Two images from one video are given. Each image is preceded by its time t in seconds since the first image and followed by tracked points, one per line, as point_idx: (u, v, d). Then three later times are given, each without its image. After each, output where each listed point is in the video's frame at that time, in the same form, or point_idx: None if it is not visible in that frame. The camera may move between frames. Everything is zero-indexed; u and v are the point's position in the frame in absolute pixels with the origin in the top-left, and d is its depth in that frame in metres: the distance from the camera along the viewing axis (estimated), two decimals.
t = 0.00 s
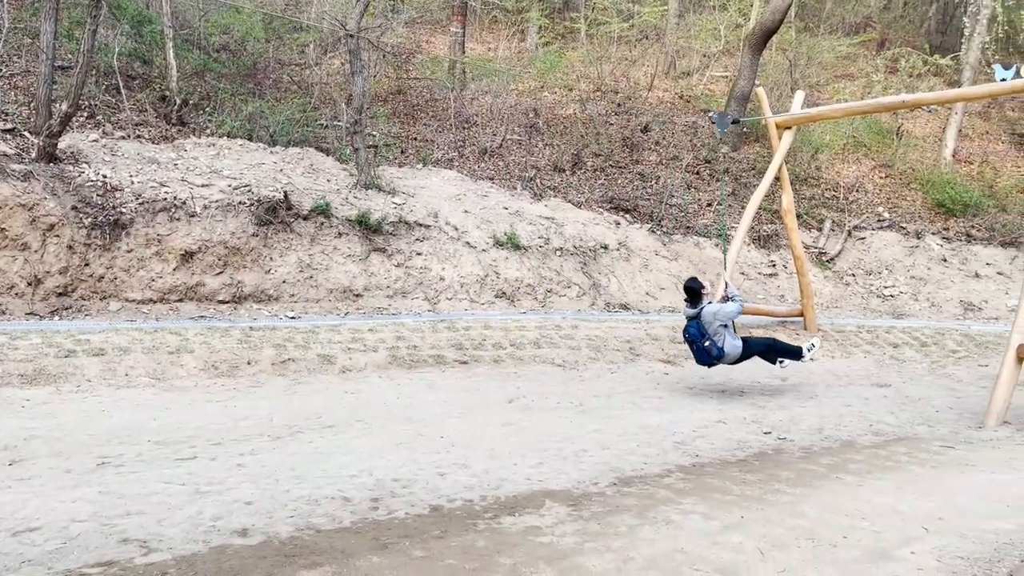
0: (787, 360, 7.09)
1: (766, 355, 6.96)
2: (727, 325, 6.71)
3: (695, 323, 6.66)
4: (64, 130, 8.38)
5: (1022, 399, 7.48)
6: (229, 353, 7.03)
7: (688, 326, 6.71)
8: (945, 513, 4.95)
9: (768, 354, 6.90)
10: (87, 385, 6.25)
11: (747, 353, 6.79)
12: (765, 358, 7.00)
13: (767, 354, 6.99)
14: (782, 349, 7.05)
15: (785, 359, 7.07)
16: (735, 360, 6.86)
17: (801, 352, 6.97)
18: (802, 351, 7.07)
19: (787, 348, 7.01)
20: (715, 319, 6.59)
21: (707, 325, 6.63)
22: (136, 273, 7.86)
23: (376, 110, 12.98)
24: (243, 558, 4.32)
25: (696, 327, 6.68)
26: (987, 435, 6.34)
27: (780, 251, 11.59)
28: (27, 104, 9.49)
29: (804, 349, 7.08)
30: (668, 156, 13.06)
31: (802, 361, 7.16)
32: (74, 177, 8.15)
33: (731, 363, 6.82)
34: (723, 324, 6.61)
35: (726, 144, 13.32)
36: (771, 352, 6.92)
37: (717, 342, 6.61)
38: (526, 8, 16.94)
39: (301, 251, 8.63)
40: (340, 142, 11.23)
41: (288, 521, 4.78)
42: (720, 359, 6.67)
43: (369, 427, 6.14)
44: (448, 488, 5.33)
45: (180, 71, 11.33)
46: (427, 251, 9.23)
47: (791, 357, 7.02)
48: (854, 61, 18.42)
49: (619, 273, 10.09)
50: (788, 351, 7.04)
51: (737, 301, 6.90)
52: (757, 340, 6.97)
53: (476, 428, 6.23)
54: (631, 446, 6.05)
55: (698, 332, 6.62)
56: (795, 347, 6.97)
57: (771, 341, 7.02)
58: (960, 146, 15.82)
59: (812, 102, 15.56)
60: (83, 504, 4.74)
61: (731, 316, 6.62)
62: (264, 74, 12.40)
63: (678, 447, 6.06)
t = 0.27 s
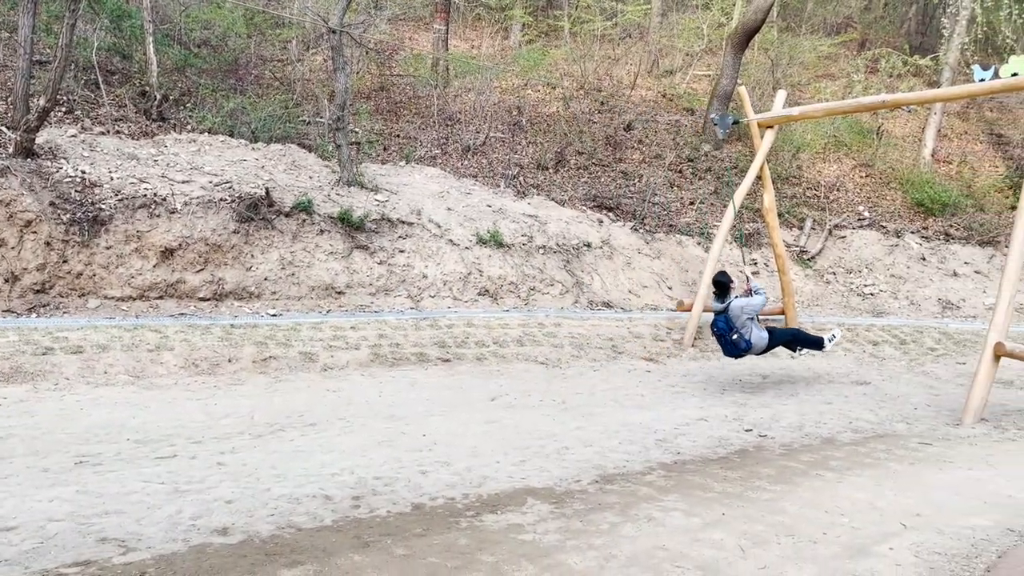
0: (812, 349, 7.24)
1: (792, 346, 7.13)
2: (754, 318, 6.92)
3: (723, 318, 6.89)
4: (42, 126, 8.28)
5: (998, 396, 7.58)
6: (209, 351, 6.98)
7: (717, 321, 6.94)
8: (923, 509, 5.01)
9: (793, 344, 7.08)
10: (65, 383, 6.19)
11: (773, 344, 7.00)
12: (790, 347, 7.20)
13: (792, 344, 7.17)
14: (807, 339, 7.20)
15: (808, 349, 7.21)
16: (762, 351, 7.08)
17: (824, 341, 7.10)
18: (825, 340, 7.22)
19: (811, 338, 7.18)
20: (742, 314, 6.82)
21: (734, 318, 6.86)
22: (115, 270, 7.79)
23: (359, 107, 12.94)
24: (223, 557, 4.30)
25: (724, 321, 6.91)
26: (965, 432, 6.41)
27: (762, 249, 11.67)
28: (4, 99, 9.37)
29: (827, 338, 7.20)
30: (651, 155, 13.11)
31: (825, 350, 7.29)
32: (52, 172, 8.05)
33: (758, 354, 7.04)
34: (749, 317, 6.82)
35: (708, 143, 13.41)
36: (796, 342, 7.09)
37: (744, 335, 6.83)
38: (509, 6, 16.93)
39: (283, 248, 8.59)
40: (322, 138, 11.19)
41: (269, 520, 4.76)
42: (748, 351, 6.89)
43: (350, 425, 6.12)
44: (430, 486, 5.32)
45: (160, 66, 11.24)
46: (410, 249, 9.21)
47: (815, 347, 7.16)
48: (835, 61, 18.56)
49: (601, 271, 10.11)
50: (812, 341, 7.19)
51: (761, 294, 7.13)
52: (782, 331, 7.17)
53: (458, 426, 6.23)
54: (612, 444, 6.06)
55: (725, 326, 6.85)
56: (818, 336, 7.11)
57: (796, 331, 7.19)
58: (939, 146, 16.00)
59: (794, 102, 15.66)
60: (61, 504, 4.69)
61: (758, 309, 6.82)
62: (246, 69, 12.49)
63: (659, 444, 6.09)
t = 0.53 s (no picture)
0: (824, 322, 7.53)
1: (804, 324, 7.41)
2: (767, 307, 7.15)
3: (738, 312, 7.13)
4: (29, 122, 8.21)
5: (984, 395, 7.64)
6: (196, 349, 6.94)
7: (731, 315, 7.19)
8: (910, 508, 5.04)
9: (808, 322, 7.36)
10: (51, 381, 6.14)
11: (789, 327, 7.27)
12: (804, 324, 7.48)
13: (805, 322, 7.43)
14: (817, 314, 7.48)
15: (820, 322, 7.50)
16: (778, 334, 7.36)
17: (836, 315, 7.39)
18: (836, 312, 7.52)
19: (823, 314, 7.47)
20: (755, 307, 7.04)
21: (748, 312, 7.09)
22: (102, 267, 7.74)
23: (348, 105, 12.91)
24: (211, 556, 4.28)
25: (739, 315, 7.14)
26: (951, 430, 6.46)
27: (752, 249, 11.72)
28: None
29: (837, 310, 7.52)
30: (640, 154, 13.14)
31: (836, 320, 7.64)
32: (38, 169, 7.98)
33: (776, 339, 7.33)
34: (762, 309, 7.05)
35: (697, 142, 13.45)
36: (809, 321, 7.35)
37: (760, 326, 7.08)
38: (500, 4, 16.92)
39: (271, 246, 8.55)
40: (311, 136, 11.16)
41: (257, 518, 4.74)
42: (765, 339, 7.17)
43: (337, 423, 6.10)
44: (419, 485, 5.31)
45: (148, 63, 11.13)
46: (400, 247, 9.19)
47: (826, 320, 7.46)
48: (824, 62, 18.63)
49: (591, 270, 10.13)
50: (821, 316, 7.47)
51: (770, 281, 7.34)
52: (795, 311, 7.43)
53: (445, 425, 6.21)
54: (601, 442, 6.07)
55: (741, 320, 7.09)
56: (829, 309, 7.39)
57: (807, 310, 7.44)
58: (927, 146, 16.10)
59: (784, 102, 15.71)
60: (46, 502, 4.66)
61: (769, 299, 7.05)
62: (235, 66, 12.24)
63: (648, 443, 6.09)
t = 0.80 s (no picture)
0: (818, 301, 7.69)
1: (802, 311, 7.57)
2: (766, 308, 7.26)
3: (739, 318, 7.24)
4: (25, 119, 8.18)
5: (979, 396, 7.67)
6: (192, 347, 6.93)
7: (733, 320, 7.29)
8: (905, 508, 5.05)
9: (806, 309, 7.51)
10: (46, 378, 6.13)
11: (789, 320, 7.43)
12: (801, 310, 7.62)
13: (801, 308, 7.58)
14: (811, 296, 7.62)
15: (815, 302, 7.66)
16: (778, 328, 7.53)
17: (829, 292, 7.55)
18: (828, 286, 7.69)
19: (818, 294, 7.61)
20: (755, 311, 7.14)
21: (750, 317, 7.19)
22: (97, 265, 7.72)
23: (345, 103, 12.89)
24: (206, 555, 4.27)
25: (741, 321, 7.24)
26: (946, 431, 6.48)
27: (748, 249, 11.74)
28: None
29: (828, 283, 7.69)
30: (637, 154, 13.15)
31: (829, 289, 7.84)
32: (34, 166, 7.96)
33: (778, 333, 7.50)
34: (763, 312, 7.17)
35: (694, 142, 13.46)
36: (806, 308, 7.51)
37: (763, 329, 7.23)
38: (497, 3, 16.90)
39: (268, 245, 8.55)
40: (307, 135, 11.15)
41: (252, 517, 4.74)
42: (768, 337, 7.34)
43: (331, 422, 6.09)
44: (415, 484, 5.31)
45: (145, 60, 11.01)
46: (396, 246, 9.19)
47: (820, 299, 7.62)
48: (821, 62, 18.65)
49: (587, 270, 10.13)
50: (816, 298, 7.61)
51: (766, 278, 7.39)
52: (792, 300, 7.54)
53: (440, 424, 6.21)
54: (596, 441, 6.07)
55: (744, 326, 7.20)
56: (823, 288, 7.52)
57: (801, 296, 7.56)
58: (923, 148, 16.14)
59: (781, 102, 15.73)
60: (41, 501, 4.65)
61: (768, 302, 7.16)
62: (231, 65, 12.31)
63: (644, 442, 6.10)
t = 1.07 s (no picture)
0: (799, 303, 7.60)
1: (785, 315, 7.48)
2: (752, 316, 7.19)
3: (725, 327, 7.13)
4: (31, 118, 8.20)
5: (983, 398, 7.65)
6: (196, 346, 6.95)
7: (720, 330, 7.19)
8: (908, 510, 5.05)
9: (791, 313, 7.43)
10: (51, 376, 6.15)
11: (775, 327, 7.34)
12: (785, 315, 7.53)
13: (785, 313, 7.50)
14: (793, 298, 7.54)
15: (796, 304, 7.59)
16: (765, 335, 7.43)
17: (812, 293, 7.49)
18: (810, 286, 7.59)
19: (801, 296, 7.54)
20: (741, 319, 7.07)
21: (737, 326, 7.12)
22: (103, 264, 7.74)
23: (350, 103, 12.91)
24: (210, 553, 4.29)
25: (728, 330, 7.15)
26: (950, 433, 6.46)
27: (752, 250, 11.73)
28: None
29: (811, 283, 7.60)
30: (641, 154, 13.14)
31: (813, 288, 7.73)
32: (40, 164, 7.99)
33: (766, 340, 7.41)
34: (750, 320, 7.10)
35: (699, 143, 13.45)
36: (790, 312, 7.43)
37: (751, 337, 7.14)
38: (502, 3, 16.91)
39: (272, 244, 8.56)
40: (312, 134, 11.16)
41: (256, 515, 4.75)
42: (755, 344, 7.24)
43: (335, 421, 6.10)
44: (418, 483, 5.32)
45: (150, 59, 11.09)
46: (400, 246, 9.20)
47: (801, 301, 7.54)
48: (826, 63, 18.62)
49: (591, 270, 10.14)
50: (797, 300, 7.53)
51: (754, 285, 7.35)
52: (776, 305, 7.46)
53: (443, 424, 6.21)
54: (599, 442, 6.07)
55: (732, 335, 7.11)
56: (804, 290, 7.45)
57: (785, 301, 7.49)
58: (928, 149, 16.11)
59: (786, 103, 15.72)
60: (46, 498, 4.67)
61: (754, 309, 7.11)
62: (236, 64, 12.34)
63: (648, 443, 6.10)
